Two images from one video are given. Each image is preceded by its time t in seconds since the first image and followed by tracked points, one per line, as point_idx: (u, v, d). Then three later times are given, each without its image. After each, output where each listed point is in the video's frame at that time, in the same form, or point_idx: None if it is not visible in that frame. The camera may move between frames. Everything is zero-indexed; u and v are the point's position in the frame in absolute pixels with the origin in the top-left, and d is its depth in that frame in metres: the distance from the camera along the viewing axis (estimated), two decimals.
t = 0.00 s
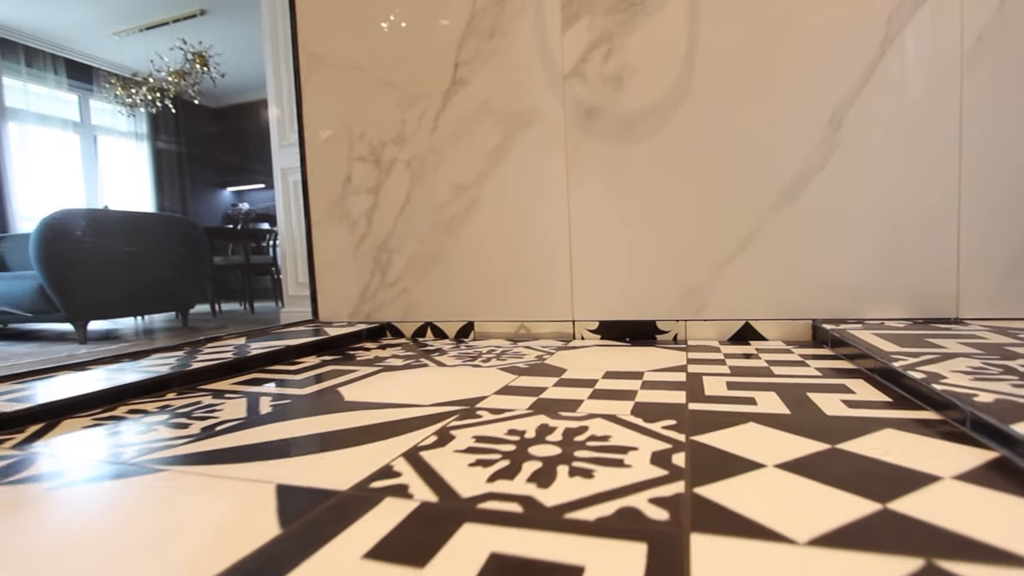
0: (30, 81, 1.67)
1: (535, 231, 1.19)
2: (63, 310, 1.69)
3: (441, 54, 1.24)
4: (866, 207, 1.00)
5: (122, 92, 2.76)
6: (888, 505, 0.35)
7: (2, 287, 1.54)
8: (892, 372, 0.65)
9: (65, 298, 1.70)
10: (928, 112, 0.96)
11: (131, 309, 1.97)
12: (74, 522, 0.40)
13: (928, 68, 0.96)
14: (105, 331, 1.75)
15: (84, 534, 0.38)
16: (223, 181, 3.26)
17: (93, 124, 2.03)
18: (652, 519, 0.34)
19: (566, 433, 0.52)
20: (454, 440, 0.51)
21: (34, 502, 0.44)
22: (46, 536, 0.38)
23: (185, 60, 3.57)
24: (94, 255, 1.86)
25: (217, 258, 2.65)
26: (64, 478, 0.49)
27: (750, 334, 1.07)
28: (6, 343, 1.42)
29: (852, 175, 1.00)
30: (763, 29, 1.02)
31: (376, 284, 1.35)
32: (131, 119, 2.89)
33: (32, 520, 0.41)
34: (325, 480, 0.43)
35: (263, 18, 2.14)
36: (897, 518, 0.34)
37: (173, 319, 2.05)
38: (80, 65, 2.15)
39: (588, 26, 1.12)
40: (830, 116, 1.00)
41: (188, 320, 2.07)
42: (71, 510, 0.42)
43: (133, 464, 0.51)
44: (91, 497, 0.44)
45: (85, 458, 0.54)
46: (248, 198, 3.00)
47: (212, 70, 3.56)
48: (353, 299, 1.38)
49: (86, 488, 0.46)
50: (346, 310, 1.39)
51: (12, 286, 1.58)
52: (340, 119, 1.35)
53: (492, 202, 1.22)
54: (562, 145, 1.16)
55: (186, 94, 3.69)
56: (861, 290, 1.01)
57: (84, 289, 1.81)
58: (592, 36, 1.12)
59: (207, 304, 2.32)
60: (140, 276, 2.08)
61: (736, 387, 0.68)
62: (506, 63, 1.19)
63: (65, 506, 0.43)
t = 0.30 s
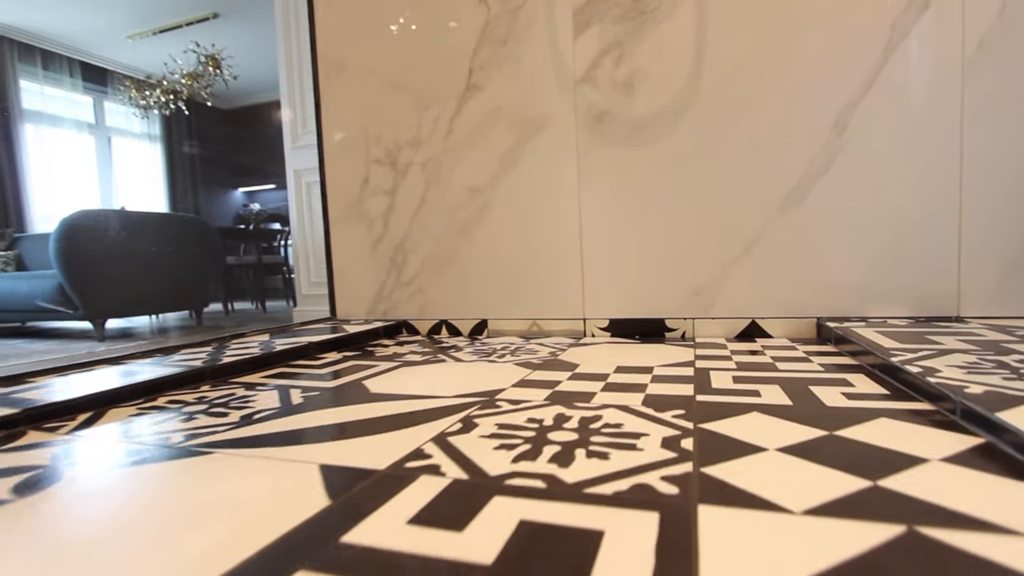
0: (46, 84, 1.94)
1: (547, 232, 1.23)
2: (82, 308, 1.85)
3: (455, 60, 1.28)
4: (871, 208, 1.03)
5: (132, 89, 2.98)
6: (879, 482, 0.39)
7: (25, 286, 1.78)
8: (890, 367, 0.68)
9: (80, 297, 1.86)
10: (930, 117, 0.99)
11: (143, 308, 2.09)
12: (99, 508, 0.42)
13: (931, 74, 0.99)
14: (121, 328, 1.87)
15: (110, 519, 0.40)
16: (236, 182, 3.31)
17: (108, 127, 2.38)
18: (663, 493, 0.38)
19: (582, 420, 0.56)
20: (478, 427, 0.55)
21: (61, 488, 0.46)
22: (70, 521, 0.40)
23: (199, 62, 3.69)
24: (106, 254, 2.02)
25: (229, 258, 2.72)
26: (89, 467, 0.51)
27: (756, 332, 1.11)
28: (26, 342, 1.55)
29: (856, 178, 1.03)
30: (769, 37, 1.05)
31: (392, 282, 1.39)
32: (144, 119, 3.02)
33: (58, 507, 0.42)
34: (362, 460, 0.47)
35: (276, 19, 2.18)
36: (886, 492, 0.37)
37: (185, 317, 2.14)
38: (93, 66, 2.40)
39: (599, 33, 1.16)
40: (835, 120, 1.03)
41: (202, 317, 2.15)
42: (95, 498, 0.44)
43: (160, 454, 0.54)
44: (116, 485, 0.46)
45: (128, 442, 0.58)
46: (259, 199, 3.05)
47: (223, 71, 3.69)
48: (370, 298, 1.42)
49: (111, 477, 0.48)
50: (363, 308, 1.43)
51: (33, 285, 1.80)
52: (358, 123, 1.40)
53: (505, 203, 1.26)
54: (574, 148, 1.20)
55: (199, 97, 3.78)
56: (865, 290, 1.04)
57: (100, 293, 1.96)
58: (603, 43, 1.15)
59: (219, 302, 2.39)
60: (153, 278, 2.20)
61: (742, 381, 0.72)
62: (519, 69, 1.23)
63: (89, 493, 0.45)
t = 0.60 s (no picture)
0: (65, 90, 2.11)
1: (558, 233, 1.27)
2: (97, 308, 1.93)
3: (469, 66, 1.32)
4: (874, 210, 1.06)
5: (147, 92, 3.04)
6: (871, 463, 0.42)
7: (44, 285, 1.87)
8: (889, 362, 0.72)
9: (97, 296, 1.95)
10: (932, 122, 1.02)
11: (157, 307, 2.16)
12: (121, 494, 0.44)
13: (934, 80, 1.02)
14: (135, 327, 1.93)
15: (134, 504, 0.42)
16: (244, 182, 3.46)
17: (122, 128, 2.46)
18: (673, 471, 0.42)
19: (596, 410, 0.59)
20: (499, 416, 0.59)
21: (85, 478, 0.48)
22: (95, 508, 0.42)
23: (212, 65, 4.07)
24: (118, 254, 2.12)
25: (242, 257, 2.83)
26: (108, 458, 0.53)
27: (762, 330, 1.14)
28: (47, 341, 1.63)
29: (860, 181, 1.06)
30: (775, 44, 1.09)
31: (408, 282, 1.44)
32: (158, 121, 3.13)
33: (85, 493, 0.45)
34: (395, 444, 0.52)
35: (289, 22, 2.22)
36: (877, 472, 0.41)
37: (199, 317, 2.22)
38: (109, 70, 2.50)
39: (609, 40, 1.19)
40: (839, 125, 1.07)
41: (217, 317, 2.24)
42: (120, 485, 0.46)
43: (196, 440, 0.57)
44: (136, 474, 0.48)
45: (170, 428, 0.62)
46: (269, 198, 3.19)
47: (235, 73, 4.06)
48: (386, 296, 1.47)
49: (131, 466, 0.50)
50: (379, 306, 1.48)
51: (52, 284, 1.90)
52: (375, 128, 1.44)
53: (518, 205, 1.30)
54: (585, 152, 1.24)
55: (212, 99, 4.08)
56: (869, 289, 1.07)
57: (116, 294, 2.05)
58: (614, 50, 1.19)
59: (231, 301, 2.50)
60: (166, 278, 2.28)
61: (747, 376, 0.75)
62: (531, 75, 1.27)
63: (112, 480, 0.47)
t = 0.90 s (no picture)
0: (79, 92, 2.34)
1: (569, 234, 1.31)
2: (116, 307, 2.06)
3: (483, 73, 1.37)
4: (878, 212, 1.09)
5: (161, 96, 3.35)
6: (867, 448, 0.46)
7: (63, 285, 2.03)
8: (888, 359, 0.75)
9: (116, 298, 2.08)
10: (933, 127, 1.05)
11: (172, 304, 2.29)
12: (149, 478, 0.47)
13: (936, 86, 1.05)
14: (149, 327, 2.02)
15: (165, 484, 0.45)
16: (255, 184, 3.65)
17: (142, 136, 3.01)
18: (684, 455, 0.46)
19: (609, 401, 0.64)
20: (518, 406, 0.63)
21: (117, 463, 0.52)
22: (128, 487, 0.44)
23: (225, 69, 4.25)
24: (137, 254, 2.25)
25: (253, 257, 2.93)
26: (124, 451, 0.55)
27: (768, 329, 1.17)
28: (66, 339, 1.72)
29: (864, 184, 1.09)
30: (780, 53, 1.12)
31: (422, 282, 1.48)
32: (170, 124, 3.30)
33: (117, 476, 0.48)
34: (424, 431, 0.56)
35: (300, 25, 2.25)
36: (872, 456, 0.44)
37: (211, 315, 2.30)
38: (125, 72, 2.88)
39: (619, 48, 1.23)
40: (842, 130, 1.10)
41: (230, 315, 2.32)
42: (149, 470, 0.49)
43: (236, 427, 0.62)
44: (167, 459, 0.52)
45: (211, 416, 0.66)
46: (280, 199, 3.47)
47: (248, 78, 4.26)
48: (401, 296, 1.51)
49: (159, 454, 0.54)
50: (394, 305, 1.52)
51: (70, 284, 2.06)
52: (391, 133, 1.49)
53: (530, 207, 1.34)
54: (595, 156, 1.27)
55: (224, 102, 4.36)
56: (872, 290, 1.10)
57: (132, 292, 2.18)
58: (624, 57, 1.23)
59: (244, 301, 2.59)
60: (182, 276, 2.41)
61: (752, 371, 0.79)
62: (543, 82, 1.31)
63: (131, 470, 0.49)
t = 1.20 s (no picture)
0: (92, 95, 2.80)
1: (579, 236, 1.35)
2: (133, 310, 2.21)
3: (497, 80, 1.41)
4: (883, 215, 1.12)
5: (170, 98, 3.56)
6: (863, 436, 0.50)
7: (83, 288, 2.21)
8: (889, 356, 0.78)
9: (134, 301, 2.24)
10: (936, 132, 1.08)
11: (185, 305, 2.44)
12: (183, 462, 0.50)
13: (938, 92, 1.07)
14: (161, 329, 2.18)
15: (213, 467, 0.48)
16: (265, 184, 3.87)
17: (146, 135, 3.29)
18: (694, 442, 0.49)
19: (621, 394, 0.67)
20: (536, 399, 0.67)
21: (148, 450, 0.55)
22: (167, 471, 0.48)
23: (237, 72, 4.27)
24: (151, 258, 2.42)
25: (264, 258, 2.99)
26: (146, 442, 0.57)
27: (774, 329, 1.20)
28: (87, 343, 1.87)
29: (868, 187, 1.12)
30: (786, 60, 1.15)
31: (437, 282, 1.52)
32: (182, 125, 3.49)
33: (149, 462, 0.51)
34: (450, 420, 0.60)
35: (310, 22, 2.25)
36: (867, 442, 0.48)
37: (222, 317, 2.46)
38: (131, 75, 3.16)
39: (629, 55, 1.27)
40: (847, 135, 1.13)
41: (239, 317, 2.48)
42: (177, 456, 0.52)
43: (271, 417, 0.66)
44: (204, 446, 0.55)
45: (246, 407, 0.71)
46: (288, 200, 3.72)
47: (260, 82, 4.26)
48: (416, 296, 1.56)
49: (190, 442, 0.57)
50: (409, 305, 1.57)
51: (87, 285, 2.30)
52: (406, 138, 1.53)
53: (542, 210, 1.38)
54: (606, 160, 1.31)
55: (236, 105, 4.31)
56: (877, 290, 1.13)
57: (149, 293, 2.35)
58: (633, 65, 1.27)
59: (255, 301, 2.74)
60: (195, 279, 2.54)
61: (758, 368, 0.83)
62: (555, 89, 1.35)
63: (159, 457, 0.52)
